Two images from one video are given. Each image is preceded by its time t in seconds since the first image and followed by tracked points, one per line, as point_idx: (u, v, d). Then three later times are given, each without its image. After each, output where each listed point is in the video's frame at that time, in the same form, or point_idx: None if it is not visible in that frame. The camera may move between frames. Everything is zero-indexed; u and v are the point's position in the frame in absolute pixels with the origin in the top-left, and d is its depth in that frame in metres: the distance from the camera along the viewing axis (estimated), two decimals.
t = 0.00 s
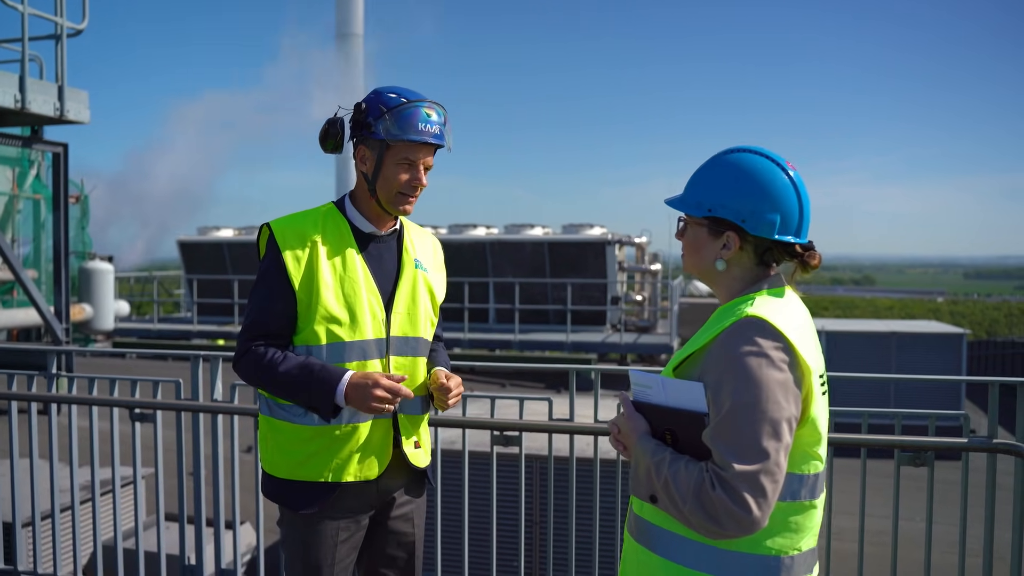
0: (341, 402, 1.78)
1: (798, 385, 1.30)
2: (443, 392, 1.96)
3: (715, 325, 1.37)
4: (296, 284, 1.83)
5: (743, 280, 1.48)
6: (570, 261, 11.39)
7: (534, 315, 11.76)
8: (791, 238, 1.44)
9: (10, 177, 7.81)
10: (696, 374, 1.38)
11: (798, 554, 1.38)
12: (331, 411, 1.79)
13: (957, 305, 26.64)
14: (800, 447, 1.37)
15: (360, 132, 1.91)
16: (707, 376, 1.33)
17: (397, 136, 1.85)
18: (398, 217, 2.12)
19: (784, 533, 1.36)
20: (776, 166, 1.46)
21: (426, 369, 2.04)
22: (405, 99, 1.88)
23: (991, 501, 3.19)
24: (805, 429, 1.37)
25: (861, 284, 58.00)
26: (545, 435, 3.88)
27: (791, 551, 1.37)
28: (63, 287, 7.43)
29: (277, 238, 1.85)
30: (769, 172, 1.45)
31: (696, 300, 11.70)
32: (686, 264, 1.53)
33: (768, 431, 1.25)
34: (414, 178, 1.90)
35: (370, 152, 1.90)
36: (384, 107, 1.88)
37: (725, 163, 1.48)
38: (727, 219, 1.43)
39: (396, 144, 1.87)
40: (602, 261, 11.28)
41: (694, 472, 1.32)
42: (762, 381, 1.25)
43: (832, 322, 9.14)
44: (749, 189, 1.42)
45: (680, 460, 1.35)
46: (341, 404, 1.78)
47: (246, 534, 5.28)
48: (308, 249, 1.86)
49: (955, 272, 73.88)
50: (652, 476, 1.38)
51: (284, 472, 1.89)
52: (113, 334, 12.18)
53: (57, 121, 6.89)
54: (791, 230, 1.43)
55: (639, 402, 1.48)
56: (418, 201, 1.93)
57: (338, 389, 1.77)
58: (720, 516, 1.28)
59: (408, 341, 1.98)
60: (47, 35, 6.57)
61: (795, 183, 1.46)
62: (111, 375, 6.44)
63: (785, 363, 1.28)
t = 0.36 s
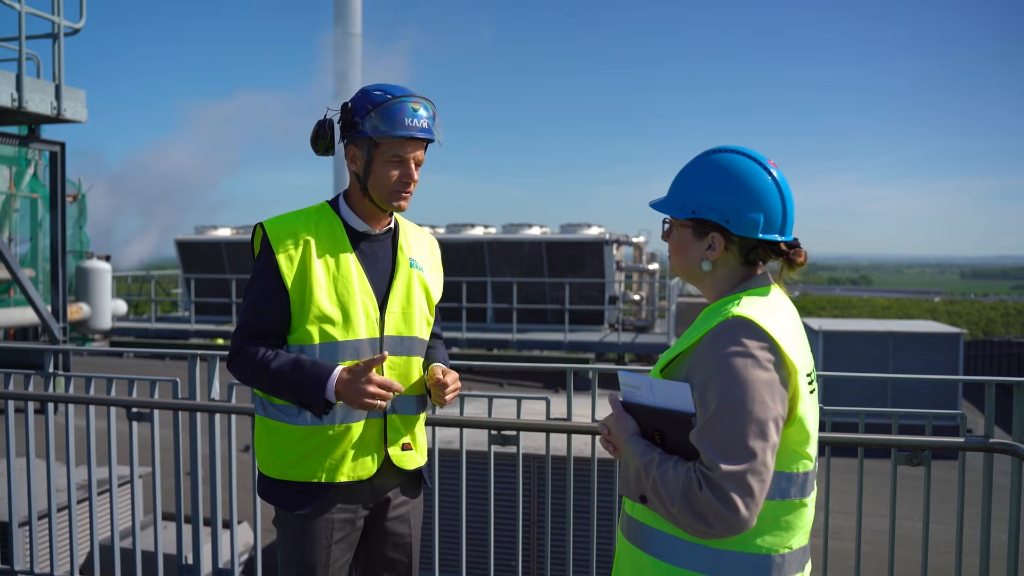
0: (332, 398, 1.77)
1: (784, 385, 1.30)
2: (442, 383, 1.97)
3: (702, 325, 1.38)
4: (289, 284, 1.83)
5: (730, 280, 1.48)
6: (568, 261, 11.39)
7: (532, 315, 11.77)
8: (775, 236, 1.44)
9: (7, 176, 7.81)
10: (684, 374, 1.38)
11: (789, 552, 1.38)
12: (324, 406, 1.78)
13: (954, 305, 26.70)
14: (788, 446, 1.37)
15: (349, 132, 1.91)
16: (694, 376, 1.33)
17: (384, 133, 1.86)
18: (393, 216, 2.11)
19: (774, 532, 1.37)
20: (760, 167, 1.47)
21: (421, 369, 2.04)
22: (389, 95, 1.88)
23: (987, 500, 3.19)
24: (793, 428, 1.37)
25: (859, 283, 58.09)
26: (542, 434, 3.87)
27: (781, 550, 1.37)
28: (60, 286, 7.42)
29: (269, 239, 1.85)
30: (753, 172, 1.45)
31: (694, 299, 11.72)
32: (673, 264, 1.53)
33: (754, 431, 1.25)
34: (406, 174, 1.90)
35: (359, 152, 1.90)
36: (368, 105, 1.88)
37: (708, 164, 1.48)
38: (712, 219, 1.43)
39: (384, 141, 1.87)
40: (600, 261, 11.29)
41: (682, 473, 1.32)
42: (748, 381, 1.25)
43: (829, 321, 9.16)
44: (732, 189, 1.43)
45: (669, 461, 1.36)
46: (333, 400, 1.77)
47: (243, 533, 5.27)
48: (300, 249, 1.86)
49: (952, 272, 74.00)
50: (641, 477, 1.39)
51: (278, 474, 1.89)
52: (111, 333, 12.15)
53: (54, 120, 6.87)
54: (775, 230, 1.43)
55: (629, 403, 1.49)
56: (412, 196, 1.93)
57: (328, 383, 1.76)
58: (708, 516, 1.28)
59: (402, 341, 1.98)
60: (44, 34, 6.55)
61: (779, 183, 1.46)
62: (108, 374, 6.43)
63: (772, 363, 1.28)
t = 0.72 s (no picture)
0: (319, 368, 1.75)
1: (782, 383, 1.29)
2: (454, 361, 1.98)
3: (699, 325, 1.37)
4: (279, 285, 1.83)
5: (725, 281, 1.47)
6: (567, 260, 11.39)
7: (531, 314, 11.77)
8: (772, 237, 1.44)
9: (4, 175, 7.83)
10: (681, 374, 1.38)
11: (789, 549, 1.38)
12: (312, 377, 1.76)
13: (953, 305, 26.73)
14: (785, 443, 1.37)
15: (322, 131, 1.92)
16: (692, 376, 1.33)
17: (347, 126, 1.84)
18: (384, 214, 2.11)
19: (774, 529, 1.36)
20: (756, 167, 1.46)
21: (416, 367, 2.03)
22: (351, 87, 1.85)
23: (986, 500, 3.18)
24: (791, 426, 1.37)
25: (858, 284, 58.12)
26: (541, 434, 3.86)
27: (781, 547, 1.37)
28: (58, 286, 7.42)
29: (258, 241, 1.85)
30: (749, 173, 1.45)
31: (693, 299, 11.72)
32: (668, 265, 1.52)
33: (753, 429, 1.24)
34: (376, 166, 1.87)
35: (333, 150, 1.90)
36: (333, 102, 1.88)
37: (703, 165, 1.48)
38: (708, 220, 1.43)
39: (352, 134, 1.86)
40: (599, 260, 11.29)
41: (681, 472, 1.32)
42: (747, 379, 1.25)
43: (828, 321, 9.16)
44: (727, 189, 1.42)
45: (668, 460, 1.35)
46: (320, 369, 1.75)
47: (241, 533, 5.26)
48: (290, 250, 1.86)
49: (951, 272, 74.08)
50: (640, 476, 1.38)
51: (276, 477, 1.88)
52: (108, 333, 12.12)
53: (52, 119, 6.86)
54: (772, 230, 1.43)
55: (627, 403, 1.48)
56: (387, 189, 1.89)
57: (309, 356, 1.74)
58: (707, 514, 1.28)
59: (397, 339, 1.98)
60: (43, 33, 6.54)
61: (775, 184, 1.46)
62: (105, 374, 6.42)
63: (769, 361, 1.28)
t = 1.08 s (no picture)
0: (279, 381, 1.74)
1: (787, 381, 1.30)
2: (510, 352, 2.07)
3: (702, 325, 1.38)
4: (265, 290, 1.83)
5: (727, 280, 1.48)
6: (567, 260, 11.39)
7: (530, 314, 11.77)
8: (774, 237, 1.44)
9: (3, 173, 7.84)
10: (686, 373, 1.39)
11: (794, 546, 1.39)
12: (274, 392, 1.76)
13: (950, 305, 26.77)
14: (790, 441, 1.37)
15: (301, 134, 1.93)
16: (697, 375, 1.33)
17: (322, 132, 1.84)
18: (372, 212, 2.11)
19: (779, 527, 1.37)
20: (757, 168, 1.47)
21: (410, 365, 2.04)
22: (327, 90, 1.85)
23: (984, 499, 3.19)
24: (795, 424, 1.37)
25: (857, 283, 58.13)
26: (542, 433, 3.86)
27: (786, 544, 1.38)
28: (57, 285, 7.41)
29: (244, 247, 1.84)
30: (751, 173, 1.45)
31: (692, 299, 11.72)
32: (670, 265, 1.53)
33: (759, 428, 1.25)
34: (353, 171, 1.87)
35: (313, 154, 1.91)
36: (310, 105, 1.88)
37: (704, 165, 1.48)
38: (710, 221, 1.43)
39: (329, 140, 1.86)
40: (598, 260, 11.30)
41: (688, 471, 1.32)
42: (752, 377, 1.26)
43: (826, 321, 9.17)
44: (728, 189, 1.43)
45: (674, 459, 1.36)
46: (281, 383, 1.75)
47: (241, 533, 5.25)
48: (275, 253, 1.85)
49: (949, 272, 74.17)
50: (646, 475, 1.39)
51: (272, 481, 1.89)
52: (107, 332, 12.09)
53: (51, 118, 6.85)
54: (773, 230, 1.44)
55: (631, 403, 1.49)
56: (363, 193, 1.89)
57: (272, 368, 1.74)
58: (714, 512, 1.28)
59: (388, 338, 1.98)
60: (42, 32, 6.54)
61: (776, 184, 1.47)
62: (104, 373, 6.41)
63: (775, 360, 1.29)
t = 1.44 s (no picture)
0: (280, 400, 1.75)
1: (795, 380, 1.30)
2: (496, 378, 2.03)
3: (709, 324, 1.37)
4: (255, 291, 1.82)
5: (732, 280, 1.47)
6: (566, 260, 11.39)
7: (530, 314, 11.77)
8: (778, 237, 1.44)
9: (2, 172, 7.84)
10: (694, 372, 1.38)
11: (800, 544, 1.39)
12: (277, 410, 1.76)
13: (949, 305, 26.79)
14: (797, 440, 1.37)
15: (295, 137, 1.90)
16: (706, 374, 1.33)
17: (325, 131, 1.83)
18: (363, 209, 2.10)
19: (785, 525, 1.37)
20: (761, 169, 1.47)
21: (405, 362, 2.03)
22: (323, 90, 1.85)
23: (984, 499, 3.18)
24: (803, 423, 1.37)
25: (857, 283, 58.14)
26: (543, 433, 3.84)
27: (792, 543, 1.38)
28: (57, 285, 7.40)
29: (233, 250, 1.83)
30: (755, 174, 1.45)
31: (691, 299, 11.72)
32: (675, 265, 1.53)
33: (769, 426, 1.25)
34: (359, 168, 1.87)
35: (310, 156, 1.88)
36: (306, 106, 1.87)
37: (708, 166, 1.48)
38: (715, 220, 1.43)
39: (331, 138, 1.85)
40: (597, 259, 11.30)
41: (697, 470, 1.32)
42: (761, 377, 1.25)
43: (825, 320, 9.17)
44: (732, 189, 1.43)
45: (682, 459, 1.35)
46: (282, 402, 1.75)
47: (240, 532, 5.25)
48: (265, 255, 1.84)
49: (948, 272, 74.22)
50: (654, 474, 1.39)
51: (268, 484, 1.89)
52: (106, 332, 12.08)
53: (51, 117, 6.85)
54: (778, 230, 1.43)
55: (637, 403, 1.49)
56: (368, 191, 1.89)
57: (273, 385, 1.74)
58: (725, 511, 1.28)
59: (381, 337, 1.98)
60: (42, 31, 6.53)
61: (780, 185, 1.46)
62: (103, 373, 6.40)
63: (783, 359, 1.29)
